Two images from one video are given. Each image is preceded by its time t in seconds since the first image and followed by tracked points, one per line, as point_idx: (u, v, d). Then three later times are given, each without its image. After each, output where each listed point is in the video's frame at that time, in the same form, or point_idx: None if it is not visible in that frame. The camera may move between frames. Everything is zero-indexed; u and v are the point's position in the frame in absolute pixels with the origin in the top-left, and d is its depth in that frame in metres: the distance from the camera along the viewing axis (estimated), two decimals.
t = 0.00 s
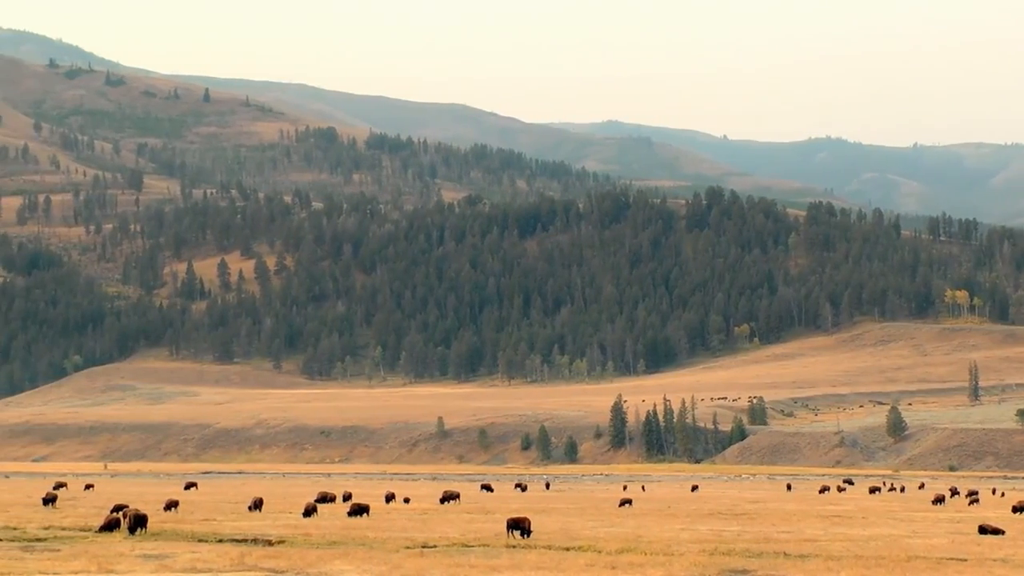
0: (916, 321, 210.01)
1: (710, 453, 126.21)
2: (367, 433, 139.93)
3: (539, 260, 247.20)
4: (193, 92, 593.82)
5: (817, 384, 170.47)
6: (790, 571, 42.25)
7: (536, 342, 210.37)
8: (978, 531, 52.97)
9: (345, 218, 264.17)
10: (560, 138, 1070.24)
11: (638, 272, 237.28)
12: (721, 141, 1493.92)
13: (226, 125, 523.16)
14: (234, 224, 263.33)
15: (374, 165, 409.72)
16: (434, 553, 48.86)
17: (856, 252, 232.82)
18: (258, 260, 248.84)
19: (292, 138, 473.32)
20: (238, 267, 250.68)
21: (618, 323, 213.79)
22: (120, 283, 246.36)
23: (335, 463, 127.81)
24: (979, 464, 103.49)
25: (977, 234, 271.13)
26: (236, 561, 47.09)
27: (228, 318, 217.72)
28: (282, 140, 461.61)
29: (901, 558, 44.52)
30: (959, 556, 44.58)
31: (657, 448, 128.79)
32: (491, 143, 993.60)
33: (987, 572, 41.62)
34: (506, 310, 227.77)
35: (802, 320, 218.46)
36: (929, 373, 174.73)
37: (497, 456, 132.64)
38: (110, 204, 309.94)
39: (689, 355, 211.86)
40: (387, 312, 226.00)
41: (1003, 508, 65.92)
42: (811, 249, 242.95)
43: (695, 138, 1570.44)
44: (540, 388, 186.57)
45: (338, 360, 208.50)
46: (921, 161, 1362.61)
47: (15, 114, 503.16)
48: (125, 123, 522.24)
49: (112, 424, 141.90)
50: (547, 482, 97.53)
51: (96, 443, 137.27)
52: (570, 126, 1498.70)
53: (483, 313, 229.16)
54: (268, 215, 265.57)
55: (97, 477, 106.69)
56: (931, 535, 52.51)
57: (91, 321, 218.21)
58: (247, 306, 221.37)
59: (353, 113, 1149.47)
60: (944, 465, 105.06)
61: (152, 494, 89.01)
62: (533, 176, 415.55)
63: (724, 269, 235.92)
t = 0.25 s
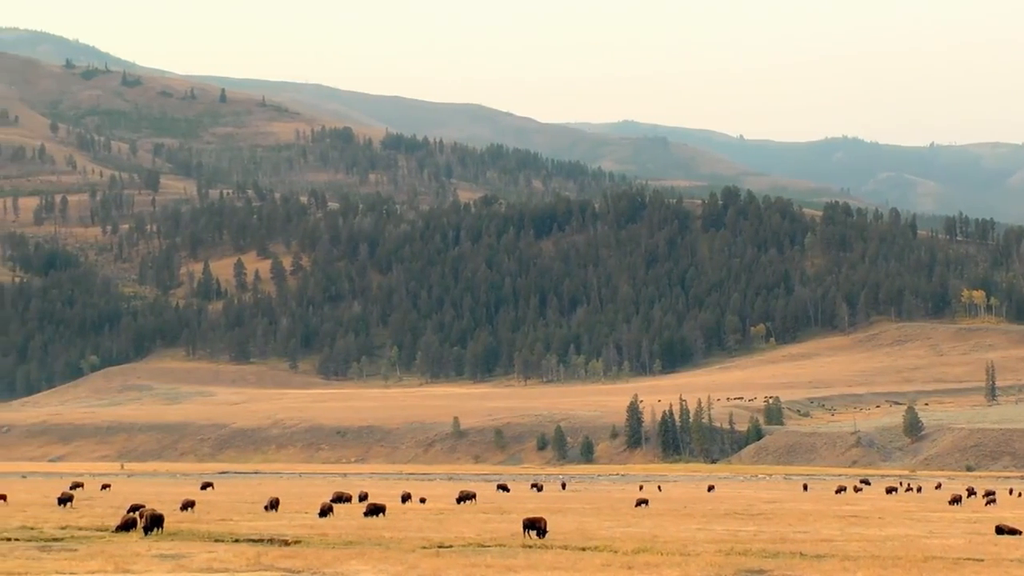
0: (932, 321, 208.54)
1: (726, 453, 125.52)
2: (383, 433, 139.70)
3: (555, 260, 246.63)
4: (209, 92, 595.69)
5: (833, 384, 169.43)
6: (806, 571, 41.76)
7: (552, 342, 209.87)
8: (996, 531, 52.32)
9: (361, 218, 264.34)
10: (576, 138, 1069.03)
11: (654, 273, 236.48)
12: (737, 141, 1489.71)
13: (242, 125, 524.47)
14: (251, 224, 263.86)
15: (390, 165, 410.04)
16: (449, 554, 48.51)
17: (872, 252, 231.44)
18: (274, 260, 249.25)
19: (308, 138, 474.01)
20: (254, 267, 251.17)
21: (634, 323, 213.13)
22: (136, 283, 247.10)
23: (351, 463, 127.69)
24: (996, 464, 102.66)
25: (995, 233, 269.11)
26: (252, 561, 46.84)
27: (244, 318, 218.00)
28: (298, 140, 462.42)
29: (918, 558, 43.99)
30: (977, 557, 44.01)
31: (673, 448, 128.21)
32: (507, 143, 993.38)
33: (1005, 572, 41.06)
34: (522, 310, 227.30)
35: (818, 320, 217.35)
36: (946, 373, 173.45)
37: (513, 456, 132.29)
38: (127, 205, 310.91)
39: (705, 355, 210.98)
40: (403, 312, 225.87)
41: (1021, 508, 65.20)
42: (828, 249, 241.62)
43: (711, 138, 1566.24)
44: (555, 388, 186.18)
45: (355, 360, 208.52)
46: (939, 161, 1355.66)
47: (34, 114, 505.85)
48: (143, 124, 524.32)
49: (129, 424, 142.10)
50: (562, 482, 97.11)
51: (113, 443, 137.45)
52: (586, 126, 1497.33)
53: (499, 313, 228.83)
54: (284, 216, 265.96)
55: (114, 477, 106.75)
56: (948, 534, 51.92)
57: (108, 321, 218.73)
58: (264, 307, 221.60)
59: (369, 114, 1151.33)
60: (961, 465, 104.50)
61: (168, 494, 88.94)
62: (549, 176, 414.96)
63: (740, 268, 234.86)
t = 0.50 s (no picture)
0: (950, 321, 206.95)
1: (743, 453, 124.79)
2: (399, 433, 139.41)
3: (571, 260, 245.95)
4: (226, 92, 597.49)
5: (850, 384, 168.34)
6: (823, 572, 41.23)
7: (569, 341, 209.29)
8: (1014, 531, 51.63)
9: (378, 218, 264.38)
10: (592, 138, 1067.80)
11: (670, 273, 235.58)
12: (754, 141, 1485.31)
13: (259, 125, 525.85)
14: (267, 224, 264.32)
15: (406, 165, 410.21)
16: (466, 554, 48.14)
17: (889, 252, 229.92)
18: (290, 260, 249.56)
19: (324, 138, 474.69)
20: (270, 267, 251.57)
21: (650, 323, 212.36)
22: (153, 283, 247.78)
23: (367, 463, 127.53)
24: (1014, 464, 101.63)
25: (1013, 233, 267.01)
26: (268, 561, 46.56)
27: (261, 318, 218.23)
28: (314, 140, 463.18)
29: (935, 558, 43.42)
30: (996, 557, 43.37)
31: (689, 448, 127.57)
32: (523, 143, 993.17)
33: None
34: (538, 311, 226.86)
35: (835, 320, 216.13)
36: (963, 372, 172.07)
37: (530, 456, 131.89)
38: (143, 205, 311.72)
39: (721, 355, 210.07)
40: (419, 312, 225.66)
41: None
42: (844, 249, 240.13)
43: (728, 138, 1561.88)
44: (572, 388, 185.77)
45: (371, 360, 208.39)
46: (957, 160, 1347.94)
47: (52, 115, 508.13)
48: (160, 125, 526.12)
49: (145, 424, 142.26)
50: (578, 482, 96.66)
51: (130, 443, 137.61)
52: (603, 126, 1495.66)
53: (515, 313, 228.37)
54: (301, 216, 266.20)
55: (131, 476, 106.74)
56: (966, 535, 51.28)
57: (124, 321, 219.25)
58: (280, 307, 221.76)
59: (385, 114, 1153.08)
60: (978, 465, 103.64)
61: (185, 494, 88.80)
62: (565, 176, 414.24)
63: (756, 268, 233.73)
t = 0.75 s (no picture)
0: (967, 321, 205.29)
1: (760, 454, 124.16)
2: (415, 433, 139.12)
3: (587, 260, 245.28)
4: (243, 92, 599.34)
5: (867, 384, 167.25)
6: (840, 572, 40.75)
7: (585, 342, 208.75)
8: None
9: (394, 218, 264.50)
10: (608, 138, 1066.27)
11: (686, 273, 234.74)
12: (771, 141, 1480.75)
13: (275, 125, 527.26)
14: (284, 224, 264.82)
15: (423, 165, 410.30)
16: (482, 554, 47.79)
17: (905, 252, 228.47)
18: (307, 260, 249.91)
19: (341, 138, 475.41)
20: (287, 267, 251.99)
21: (666, 323, 211.65)
22: (170, 283, 248.53)
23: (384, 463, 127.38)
24: None
25: None
26: (285, 560, 46.32)
27: (277, 318, 218.50)
28: (331, 140, 464.02)
29: (952, 558, 42.86)
30: (1013, 556, 42.79)
31: (705, 448, 127.08)
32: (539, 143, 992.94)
33: None
34: (554, 311, 226.43)
35: (851, 321, 214.92)
36: (980, 372, 170.71)
37: (546, 456, 131.53)
38: (160, 205, 312.56)
39: (737, 355, 209.15)
40: (436, 312, 225.47)
41: None
42: (861, 249, 238.72)
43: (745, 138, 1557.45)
44: (588, 388, 185.37)
45: (387, 360, 208.31)
46: (975, 160, 1340.57)
47: (69, 116, 510.45)
48: (177, 126, 527.89)
49: (162, 424, 142.46)
50: (595, 483, 96.28)
51: (147, 443, 137.81)
52: (619, 126, 1493.88)
53: (531, 313, 227.95)
54: (317, 216, 266.51)
55: (148, 476, 106.82)
56: (983, 535, 50.68)
57: (141, 321, 219.88)
58: (296, 306, 221.97)
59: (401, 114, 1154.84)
60: (995, 465, 102.95)
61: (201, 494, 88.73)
62: (581, 176, 413.53)
63: (772, 268, 232.60)
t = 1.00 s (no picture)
0: (985, 321, 203.54)
1: (777, 454, 123.55)
2: (432, 433, 138.80)
3: (604, 260, 244.55)
4: (259, 93, 601.30)
5: (884, 384, 166.22)
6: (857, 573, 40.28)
7: (601, 342, 208.17)
8: None
9: (411, 218, 264.62)
10: (624, 138, 1064.61)
11: (703, 273, 233.73)
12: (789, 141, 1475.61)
13: (292, 125, 528.59)
14: (301, 224, 265.29)
15: (439, 165, 410.54)
16: (500, 554, 47.46)
17: (922, 252, 226.79)
18: (324, 260, 250.25)
19: (357, 138, 476.09)
20: (304, 267, 252.38)
21: (683, 323, 210.90)
22: (187, 283, 249.32)
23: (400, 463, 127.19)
24: None
25: None
26: (302, 561, 46.07)
27: (294, 318, 218.75)
28: (347, 140, 464.78)
29: (970, 558, 42.32)
30: None
31: (722, 448, 126.56)
32: (555, 143, 992.29)
33: None
34: (571, 311, 225.91)
35: (868, 320, 213.61)
36: (999, 372, 169.34)
37: (563, 456, 131.20)
38: (177, 206, 313.43)
39: (754, 355, 208.18)
40: (452, 312, 225.24)
41: None
42: (878, 249, 237.21)
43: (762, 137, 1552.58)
44: (604, 388, 184.91)
45: (404, 360, 208.19)
46: (994, 160, 1332.57)
47: (87, 116, 512.79)
48: (194, 126, 529.64)
49: (179, 424, 142.66)
50: (611, 483, 95.91)
51: (164, 443, 138.05)
52: (636, 126, 1491.62)
53: (548, 313, 227.46)
54: (334, 216, 266.76)
55: (165, 476, 106.87)
56: (1000, 535, 50.10)
57: (158, 321, 220.51)
58: (313, 306, 222.09)
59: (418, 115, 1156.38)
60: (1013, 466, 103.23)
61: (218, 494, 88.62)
62: (598, 176, 412.80)
63: (789, 268, 231.34)
